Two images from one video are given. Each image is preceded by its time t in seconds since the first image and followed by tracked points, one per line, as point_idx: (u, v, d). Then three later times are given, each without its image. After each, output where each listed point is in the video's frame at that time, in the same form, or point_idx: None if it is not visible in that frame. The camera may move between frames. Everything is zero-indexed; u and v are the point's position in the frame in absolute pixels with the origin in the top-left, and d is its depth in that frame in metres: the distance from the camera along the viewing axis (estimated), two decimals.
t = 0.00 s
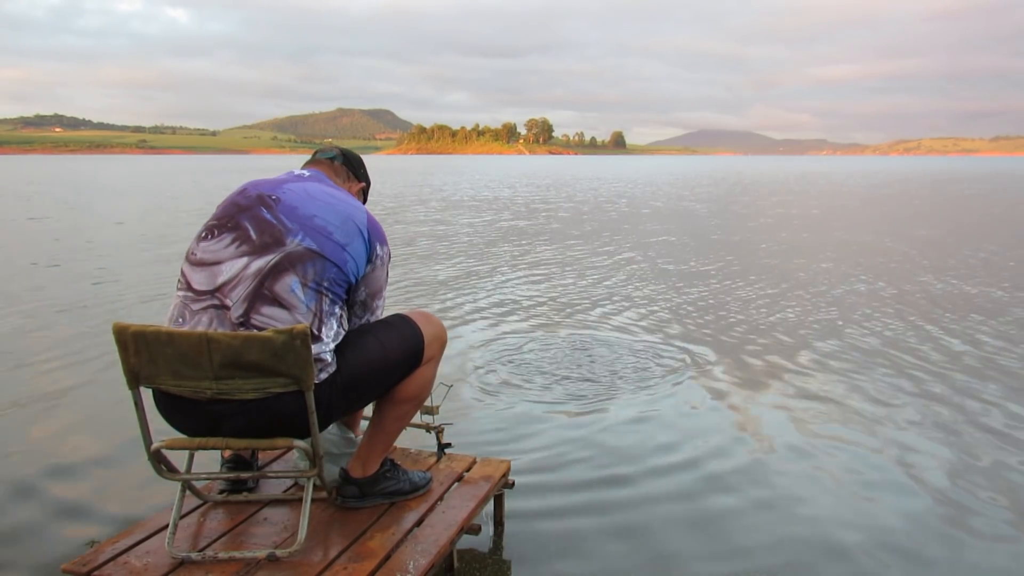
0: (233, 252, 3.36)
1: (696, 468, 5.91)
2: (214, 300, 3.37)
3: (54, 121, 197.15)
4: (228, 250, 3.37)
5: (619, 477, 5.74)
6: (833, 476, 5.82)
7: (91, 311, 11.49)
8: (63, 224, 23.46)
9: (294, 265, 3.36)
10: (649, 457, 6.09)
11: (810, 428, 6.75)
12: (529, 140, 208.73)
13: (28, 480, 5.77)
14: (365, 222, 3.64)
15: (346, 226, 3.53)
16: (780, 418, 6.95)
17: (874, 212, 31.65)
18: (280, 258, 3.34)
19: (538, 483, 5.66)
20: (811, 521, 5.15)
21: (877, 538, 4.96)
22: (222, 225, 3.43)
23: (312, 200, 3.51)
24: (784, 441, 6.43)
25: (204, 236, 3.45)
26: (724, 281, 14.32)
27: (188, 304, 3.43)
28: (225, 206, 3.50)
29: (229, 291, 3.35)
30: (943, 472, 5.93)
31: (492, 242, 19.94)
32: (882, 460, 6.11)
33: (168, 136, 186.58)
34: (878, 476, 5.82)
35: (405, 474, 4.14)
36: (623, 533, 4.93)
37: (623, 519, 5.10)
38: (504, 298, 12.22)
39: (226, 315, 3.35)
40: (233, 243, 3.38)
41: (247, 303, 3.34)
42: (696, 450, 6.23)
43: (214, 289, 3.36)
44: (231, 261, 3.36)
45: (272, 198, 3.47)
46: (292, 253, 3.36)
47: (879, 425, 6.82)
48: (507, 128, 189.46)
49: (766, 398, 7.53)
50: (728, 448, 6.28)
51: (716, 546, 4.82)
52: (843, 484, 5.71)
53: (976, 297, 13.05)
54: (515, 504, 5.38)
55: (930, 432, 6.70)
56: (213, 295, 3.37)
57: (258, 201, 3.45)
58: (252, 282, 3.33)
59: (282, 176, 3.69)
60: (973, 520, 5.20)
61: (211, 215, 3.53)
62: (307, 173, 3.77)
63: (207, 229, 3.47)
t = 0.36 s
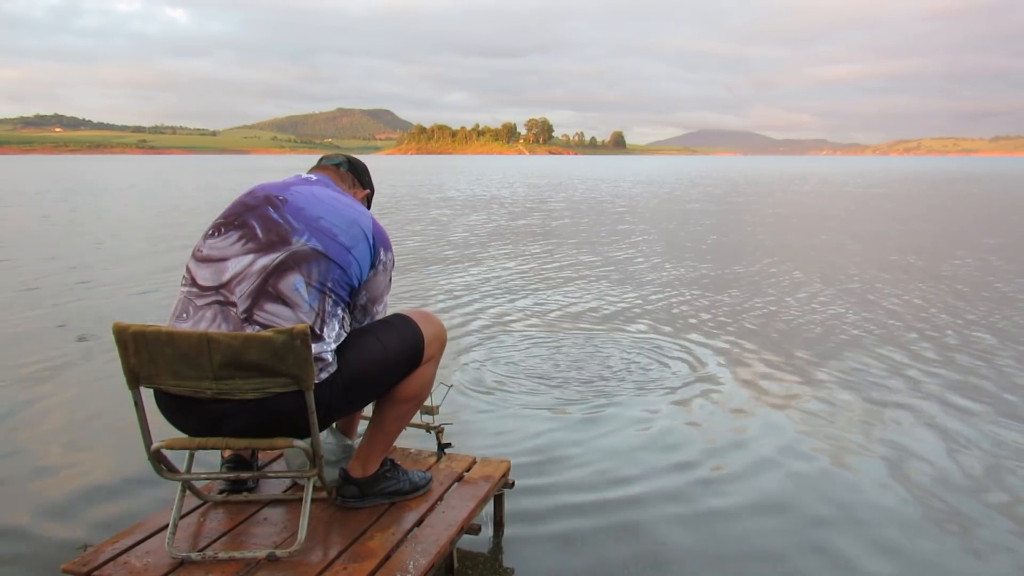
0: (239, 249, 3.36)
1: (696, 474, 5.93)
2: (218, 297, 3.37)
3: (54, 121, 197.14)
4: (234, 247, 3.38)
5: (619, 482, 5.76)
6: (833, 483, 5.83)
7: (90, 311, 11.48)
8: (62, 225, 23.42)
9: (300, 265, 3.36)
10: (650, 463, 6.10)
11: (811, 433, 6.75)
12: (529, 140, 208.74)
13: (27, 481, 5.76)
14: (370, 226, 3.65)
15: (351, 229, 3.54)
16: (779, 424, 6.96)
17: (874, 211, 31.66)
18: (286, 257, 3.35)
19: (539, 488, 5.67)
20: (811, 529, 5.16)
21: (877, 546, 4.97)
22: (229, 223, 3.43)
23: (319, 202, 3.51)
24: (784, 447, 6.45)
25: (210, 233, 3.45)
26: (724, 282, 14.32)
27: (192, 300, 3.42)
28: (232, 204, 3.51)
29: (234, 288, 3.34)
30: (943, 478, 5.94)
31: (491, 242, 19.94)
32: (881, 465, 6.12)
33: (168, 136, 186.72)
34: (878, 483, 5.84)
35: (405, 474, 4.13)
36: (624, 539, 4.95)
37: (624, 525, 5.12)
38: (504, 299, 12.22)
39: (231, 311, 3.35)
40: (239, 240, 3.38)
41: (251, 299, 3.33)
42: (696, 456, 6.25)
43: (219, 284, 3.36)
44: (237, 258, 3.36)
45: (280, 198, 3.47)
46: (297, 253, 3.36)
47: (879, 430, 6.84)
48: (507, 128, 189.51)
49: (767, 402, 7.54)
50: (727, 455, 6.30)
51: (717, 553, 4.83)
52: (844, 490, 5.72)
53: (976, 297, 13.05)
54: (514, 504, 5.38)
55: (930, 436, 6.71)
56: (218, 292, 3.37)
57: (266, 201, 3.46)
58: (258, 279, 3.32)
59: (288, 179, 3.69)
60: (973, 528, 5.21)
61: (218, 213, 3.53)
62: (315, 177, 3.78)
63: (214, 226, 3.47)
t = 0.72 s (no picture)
0: (243, 247, 3.37)
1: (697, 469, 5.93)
2: (222, 295, 3.37)
3: (54, 121, 197.20)
4: (238, 246, 3.38)
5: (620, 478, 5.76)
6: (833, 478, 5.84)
7: (91, 311, 11.50)
8: (63, 225, 23.45)
9: (303, 264, 3.37)
10: (650, 460, 6.10)
11: (811, 429, 6.75)
12: (529, 140, 208.76)
13: (29, 480, 5.78)
14: (374, 229, 3.67)
15: (355, 231, 3.56)
16: (780, 420, 6.95)
17: (873, 212, 31.65)
18: (290, 256, 3.35)
19: (539, 484, 5.66)
20: (813, 523, 5.15)
21: (879, 541, 4.97)
22: (234, 222, 3.43)
23: (324, 203, 3.53)
24: (784, 443, 6.45)
25: (214, 231, 3.46)
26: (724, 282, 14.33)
27: (196, 298, 3.42)
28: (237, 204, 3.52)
29: (238, 286, 3.34)
30: (944, 472, 5.93)
31: (492, 242, 19.95)
32: (882, 461, 6.12)
33: (168, 136, 186.71)
34: (879, 478, 5.83)
35: (405, 474, 4.13)
36: (624, 535, 4.95)
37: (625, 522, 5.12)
38: (504, 298, 12.24)
39: (234, 309, 3.35)
40: (244, 239, 3.38)
41: (255, 298, 3.33)
42: (696, 452, 6.25)
43: (223, 283, 3.36)
44: (241, 256, 3.36)
45: (285, 198, 3.49)
46: (302, 252, 3.37)
47: (879, 426, 6.84)
48: (507, 129, 189.52)
49: (767, 399, 7.54)
50: (728, 451, 6.30)
51: (719, 549, 4.83)
52: (845, 485, 5.72)
53: (975, 296, 13.04)
54: (514, 504, 5.39)
55: (930, 433, 6.70)
56: (222, 290, 3.37)
57: (271, 201, 3.47)
58: (262, 277, 3.33)
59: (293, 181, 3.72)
60: (974, 523, 5.20)
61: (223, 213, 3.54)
62: (319, 180, 3.81)
63: (219, 225, 3.47)
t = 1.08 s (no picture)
0: (247, 247, 3.36)
1: (698, 465, 5.92)
2: (223, 294, 3.36)
3: (55, 121, 197.27)
4: (242, 245, 3.38)
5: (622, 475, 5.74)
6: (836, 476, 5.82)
7: (91, 311, 11.51)
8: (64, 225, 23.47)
9: (306, 267, 3.37)
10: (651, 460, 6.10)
11: (812, 427, 6.74)
12: (530, 140, 208.78)
13: (30, 480, 5.79)
14: (379, 237, 3.67)
15: (360, 239, 3.56)
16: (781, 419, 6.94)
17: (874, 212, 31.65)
18: (294, 259, 3.35)
19: (540, 481, 5.65)
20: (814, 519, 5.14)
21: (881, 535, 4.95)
22: (240, 222, 3.43)
23: (331, 208, 3.53)
24: (786, 440, 6.43)
25: (220, 229, 3.46)
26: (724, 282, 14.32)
27: (198, 296, 3.42)
28: (244, 203, 3.51)
29: (240, 286, 3.34)
30: (946, 470, 5.91)
31: (492, 242, 19.95)
32: (884, 458, 6.10)
33: (169, 136, 186.87)
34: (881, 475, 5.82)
35: (405, 474, 4.13)
36: (626, 530, 4.93)
37: (626, 517, 5.10)
38: (505, 299, 12.25)
39: (235, 309, 3.34)
40: (249, 239, 3.38)
41: (256, 299, 3.33)
42: (698, 447, 6.24)
43: (225, 282, 3.36)
44: (245, 256, 3.35)
45: (292, 201, 3.48)
46: (306, 257, 3.37)
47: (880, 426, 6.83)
48: (507, 129, 189.51)
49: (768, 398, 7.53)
50: (729, 445, 6.28)
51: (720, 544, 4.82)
52: (847, 482, 5.70)
53: (976, 296, 13.03)
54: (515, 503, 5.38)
55: (933, 430, 6.68)
56: (223, 289, 3.36)
57: (278, 202, 3.47)
58: (264, 279, 3.32)
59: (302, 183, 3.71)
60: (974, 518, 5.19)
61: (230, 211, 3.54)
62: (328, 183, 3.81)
63: (224, 224, 3.47)
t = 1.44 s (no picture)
0: (247, 248, 3.37)
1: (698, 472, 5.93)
2: (222, 296, 3.37)
3: (54, 121, 197.23)
4: (242, 247, 3.38)
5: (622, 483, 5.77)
6: (835, 481, 5.84)
7: (90, 311, 11.50)
8: (62, 225, 23.46)
9: (306, 269, 3.36)
10: (650, 463, 6.11)
11: (811, 432, 6.76)
12: (529, 139, 208.83)
13: (31, 479, 5.79)
14: (380, 236, 3.66)
15: (360, 238, 3.55)
16: (781, 422, 6.96)
17: (872, 211, 31.68)
18: (293, 261, 3.35)
19: (540, 488, 5.67)
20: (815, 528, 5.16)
21: (881, 543, 4.98)
22: (240, 222, 3.43)
23: (332, 208, 3.52)
24: (786, 445, 6.45)
25: (220, 230, 3.46)
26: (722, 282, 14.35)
27: (198, 298, 3.43)
28: (244, 203, 3.51)
29: (239, 288, 3.34)
30: (945, 475, 5.93)
31: (491, 242, 19.96)
32: (883, 463, 6.12)
33: (168, 136, 186.90)
34: (881, 481, 5.84)
35: (405, 474, 4.14)
36: (626, 541, 4.97)
37: (627, 528, 5.14)
38: (504, 299, 12.26)
39: (234, 311, 3.35)
40: (249, 240, 3.38)
41: (256, 301, 3.33)
42: (697, 456, 6.27)
43: (224, 284, 3.36)
44: (244, 257, 3.36)
45: (292, 201, 3.47)
46: (305, 258, 3.37)
47: (879, 427, 6.85)
48: (506, 128, 189.66)
49: (768, 400, 7.54)
50: (729, 453, 6.31)
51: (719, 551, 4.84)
52: (846, 489, 5.72)
53: (975, 296, 13.05)
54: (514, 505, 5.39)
55: (933, 434, 6.70)
56: (223, 291, 3.37)
57: (278, 202, 3.46)
58: (264, 281, 3.32)
59: (302, 180, 3.70)
60: (973, 525, 5.21)
61: (229, 211, 3.54)
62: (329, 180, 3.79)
63: (224, 225, 3.47)
